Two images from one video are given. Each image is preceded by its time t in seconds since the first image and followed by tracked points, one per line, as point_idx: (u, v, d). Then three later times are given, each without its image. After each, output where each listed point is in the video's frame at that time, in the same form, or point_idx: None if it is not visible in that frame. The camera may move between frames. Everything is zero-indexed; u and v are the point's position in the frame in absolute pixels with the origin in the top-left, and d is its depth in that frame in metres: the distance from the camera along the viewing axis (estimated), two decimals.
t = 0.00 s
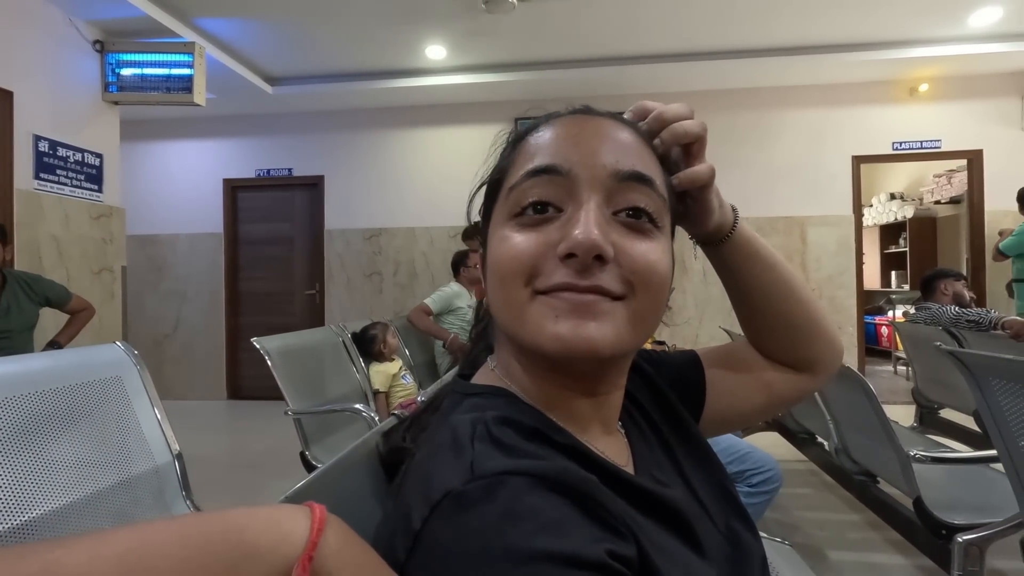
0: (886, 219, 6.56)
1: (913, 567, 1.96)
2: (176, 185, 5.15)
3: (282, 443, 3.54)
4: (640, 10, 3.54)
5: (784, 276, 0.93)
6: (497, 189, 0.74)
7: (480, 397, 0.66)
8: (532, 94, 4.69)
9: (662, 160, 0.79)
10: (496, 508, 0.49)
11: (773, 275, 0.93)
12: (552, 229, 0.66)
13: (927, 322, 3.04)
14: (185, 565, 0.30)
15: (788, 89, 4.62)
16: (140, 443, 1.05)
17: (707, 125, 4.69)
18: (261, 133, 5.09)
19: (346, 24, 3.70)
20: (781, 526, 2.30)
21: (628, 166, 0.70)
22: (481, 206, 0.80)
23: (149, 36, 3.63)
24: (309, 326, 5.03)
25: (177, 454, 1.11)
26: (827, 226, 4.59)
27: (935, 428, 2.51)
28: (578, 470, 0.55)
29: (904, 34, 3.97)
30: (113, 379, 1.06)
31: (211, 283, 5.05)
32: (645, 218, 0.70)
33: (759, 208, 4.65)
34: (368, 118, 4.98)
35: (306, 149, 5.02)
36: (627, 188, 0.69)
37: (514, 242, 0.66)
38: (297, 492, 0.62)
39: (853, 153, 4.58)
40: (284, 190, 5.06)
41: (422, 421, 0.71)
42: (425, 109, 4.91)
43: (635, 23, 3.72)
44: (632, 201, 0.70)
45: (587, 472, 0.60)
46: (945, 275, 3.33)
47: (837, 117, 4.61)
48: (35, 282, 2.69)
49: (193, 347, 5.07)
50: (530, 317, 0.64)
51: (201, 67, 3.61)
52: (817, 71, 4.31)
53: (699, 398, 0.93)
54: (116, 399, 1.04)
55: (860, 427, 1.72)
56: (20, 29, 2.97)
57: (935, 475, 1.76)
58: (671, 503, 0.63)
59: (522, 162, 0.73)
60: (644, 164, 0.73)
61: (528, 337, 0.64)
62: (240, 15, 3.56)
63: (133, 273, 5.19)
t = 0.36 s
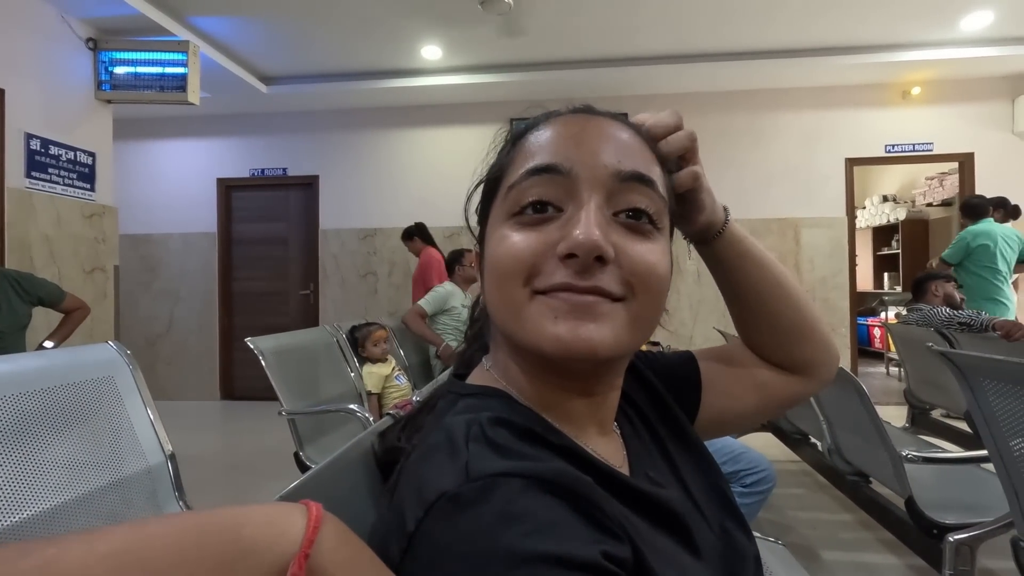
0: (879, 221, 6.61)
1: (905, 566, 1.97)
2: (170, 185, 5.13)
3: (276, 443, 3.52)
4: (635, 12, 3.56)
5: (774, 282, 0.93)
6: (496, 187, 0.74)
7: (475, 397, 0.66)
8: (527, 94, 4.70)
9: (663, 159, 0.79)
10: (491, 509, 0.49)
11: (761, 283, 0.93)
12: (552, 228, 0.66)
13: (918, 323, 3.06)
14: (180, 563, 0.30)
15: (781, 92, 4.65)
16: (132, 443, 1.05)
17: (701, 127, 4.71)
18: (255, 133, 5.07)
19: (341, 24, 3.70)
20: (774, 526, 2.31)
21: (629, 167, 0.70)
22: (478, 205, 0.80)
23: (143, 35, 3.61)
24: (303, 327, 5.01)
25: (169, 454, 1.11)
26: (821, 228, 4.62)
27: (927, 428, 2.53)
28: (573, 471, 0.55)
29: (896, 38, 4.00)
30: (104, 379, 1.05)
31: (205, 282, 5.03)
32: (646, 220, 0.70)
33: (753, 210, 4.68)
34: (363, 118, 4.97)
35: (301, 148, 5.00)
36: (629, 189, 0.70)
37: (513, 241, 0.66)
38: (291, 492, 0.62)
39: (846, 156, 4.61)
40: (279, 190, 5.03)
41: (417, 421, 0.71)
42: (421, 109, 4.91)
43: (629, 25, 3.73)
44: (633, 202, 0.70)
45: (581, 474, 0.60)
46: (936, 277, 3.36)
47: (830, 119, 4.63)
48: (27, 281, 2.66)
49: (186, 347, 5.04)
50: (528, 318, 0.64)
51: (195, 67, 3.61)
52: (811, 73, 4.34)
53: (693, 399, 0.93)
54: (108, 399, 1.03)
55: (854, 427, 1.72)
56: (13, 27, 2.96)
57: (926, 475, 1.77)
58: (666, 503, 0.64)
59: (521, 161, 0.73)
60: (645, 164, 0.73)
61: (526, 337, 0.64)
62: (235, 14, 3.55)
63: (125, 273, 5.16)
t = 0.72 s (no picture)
0: (873, 224, 6.65)
1: (899, 568, 1.99)
2: (165, 185, 5.11)
3: (272, 446, 3.51)
4: (631, 14, 3.57)
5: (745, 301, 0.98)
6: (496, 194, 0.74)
7: (473, 403, 0.66)
8: (523, 96, 4.71)
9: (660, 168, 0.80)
10: (491, 516, 0.49)
11: (733, 301, 0.98)
12: (555, 237, 0.67)
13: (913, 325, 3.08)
14: (183, 567, 0.30)
15: (776, 95, 4.68)
16: (128, 445, 1.04)
17: (697, 130, 4.73)
18: (250, 133, 5.06)
19: (337, 25, 3.70)
20: (769, 528, 2.32)
21: (630, 176, 0.71)
22: (476, 212, 0.80)
23: (139, 35, 3.60)
24: (299, 328, 5.00)
25: (165, 456, 1.10)
26: (816, 230, 4.64)
27: (920, 430, 2.54)
28: (571, 478, 0.55)
29: (891, 42, 4.03)
30: (100, 381, 1.05)
31: (200, 283, 5.01)
32: (646, 230, 0.72)
33: (748, 212, 4.70)
34: (359, 119, 4.97)
35: (297, 149, 4.99)
36: (630, 199, 0.71)
37: (516, 249, 0.66)
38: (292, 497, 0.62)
39: (841, 159, 4.64)
40: (275, 190, 5.03)
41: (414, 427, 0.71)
42: (417, 111, 4.91)
43: (625, 27, 3.75)
44: (635, 211, 0.71)
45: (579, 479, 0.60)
46: (930, 280, 3.38)
47: (825, 122, 4.66)
48: (22, 283, 2.64)
49: (182, 348, 5.02)
50: (531, 326, 0.64)
51: (191, 67, 3.61)
52: (807, 76, 4.37)
53: (691, 410, 0.93)
54: (104, 401, 1.03)
55: (847, 429, 1.73)
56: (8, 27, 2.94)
57: (919, 476, 1.79)
58: (663, 509, 0.64)
59: (523, 168, 0.73)
60: (645, 174, 0.74)
61: (529, 345, 0.64)
62: (231, 15, 3.54)
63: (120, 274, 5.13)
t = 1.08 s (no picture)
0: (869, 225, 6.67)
1: (894, 567, 1.99)
2: (160, 185, 5.09)
3: (267, 446, 3.49)
4: (628, 15, 3.57)
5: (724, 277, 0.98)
6: (530, 182, 0.72)
7: (464, 407, 0.66)
8: (521, 97, 4.71)
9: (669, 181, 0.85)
10: (483, 524, 0.49)
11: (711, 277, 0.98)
12: (607, 225, 0.67)
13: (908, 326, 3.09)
14: (170, 562, 0.30)
15: (772, 96, 4.69)
16: (121, 445, 1.04)
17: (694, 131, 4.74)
18: (247, 133, 5.05)
19: (334, 25, 3.69)
20: (765, 528, 2.32)
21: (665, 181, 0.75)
22: (488, 205, 0.77)
23: (135, 34, 3.59)
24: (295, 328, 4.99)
25: (160, 457, 1.10)
26: (811, 231, 4.66)
27: (915, 431, 2.55)
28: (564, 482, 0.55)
29: (887, 44, 4.05)
30: (94, 381, 1.04)
31: (195, 283, 4.99)
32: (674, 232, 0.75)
33: (744, 212, 4.71)
34: (356, 118, 4.96)
35: (293, 149, 4.98)
36: (665, 201, 0.73)
37: (569, 233, 0.65)
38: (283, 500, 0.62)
39: (837, 160, 4.65)
40: (271, 190, 5.02)
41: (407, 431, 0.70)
42: (414, 111, 4.91)
43: (622, 28, 3.76)
44: (668, 213, 0.74)
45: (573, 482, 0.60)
46: (927, 281, 3.39)
47: (821, 123, 4.68)
48: (16, 282, 2.63)
49: (177, 348, 5.00)
50: (585, 311, 0.62)
51: (188, 66, 3.60)
52: (803, 78, 4.38)
53: (664, 394, 0.94)
54: (97, 400, 1.02)
55: (842, 429, 1.74)
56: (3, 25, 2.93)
57: (915, 476, 1.79)
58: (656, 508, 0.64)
59: (561, 160, 0.72)
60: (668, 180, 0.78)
61: (581, 331, 0.62)
62: (227, 14, 3.54)
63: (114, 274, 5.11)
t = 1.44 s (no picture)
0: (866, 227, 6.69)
1: (890, 569, 2.00)
2: (158, 184, 5.07)
3: (264, 447, 3.49)
4: (627, 17, 3.58)
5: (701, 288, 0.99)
6: (503, 198, 0.72)
7: (461, 412, 0.66)
8: (519, 97, 4.71)
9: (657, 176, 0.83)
10: (483, 533, 0.49)
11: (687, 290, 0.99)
12: (579, 238, 0.66)
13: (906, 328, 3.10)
14: (170, 571, 0.30)
15: (770, 98, 4.70)
16: (118, 446, 1.03)
17: (692, 133, 4.75)
18: (246, 132, 5.04)
19: (332, 25, 3.69)
20: (762, 529, 2.33)
21: (642, 179, 0.73)
22: (470, 217, 0.77)
23: (132, 33, 3.58)
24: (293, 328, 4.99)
25: (157, 458, 1.10)
26: (809, 232, 4.67)
27: (912, 433, 2.56)
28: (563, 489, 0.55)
29: (884, 46, 4.06)
30: (91, 382, 1.04)
31: (193, 283, 4.99)
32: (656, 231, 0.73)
33: (742, 214, 4.72)
34: (355, 118, 4.96)
35: (291, 149, 4.98)
36: (644, 200, 0.72)
37: (539, 253, 0.64)
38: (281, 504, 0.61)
39: (834, 162, 4.66)
40: (269, 190, 5.01)
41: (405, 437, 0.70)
42: (412, 111, 4.91)
43: (620, 29, 3.76)
44: (648, 213, 0.73)
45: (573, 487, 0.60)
46: (924, 283, 3.40)
47: (819, 124, 4.69)
48: (12, 282, 2.62)
49: (174, 348, 4.99)
50: (559, 332, 0.63)
51: (186, 66, 3.59)
52: (800, 80, 4.39)
53: (660, 396, 0.95)
54: (95, 401, 1.02)
55: (839, 430, 1.75)
56: None
57: (911, 478, 1.80)
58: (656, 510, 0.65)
59: (533, 171, 0.72)
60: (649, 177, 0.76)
61: (557, 352, 0.63)
62: (224, 14, 3.53)
63: (112, 273, 5.09)
